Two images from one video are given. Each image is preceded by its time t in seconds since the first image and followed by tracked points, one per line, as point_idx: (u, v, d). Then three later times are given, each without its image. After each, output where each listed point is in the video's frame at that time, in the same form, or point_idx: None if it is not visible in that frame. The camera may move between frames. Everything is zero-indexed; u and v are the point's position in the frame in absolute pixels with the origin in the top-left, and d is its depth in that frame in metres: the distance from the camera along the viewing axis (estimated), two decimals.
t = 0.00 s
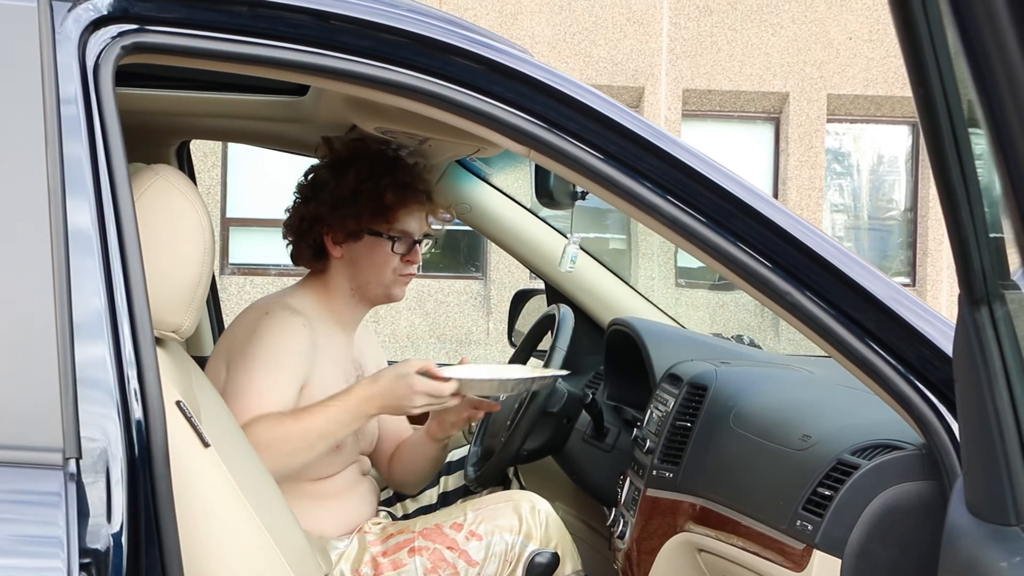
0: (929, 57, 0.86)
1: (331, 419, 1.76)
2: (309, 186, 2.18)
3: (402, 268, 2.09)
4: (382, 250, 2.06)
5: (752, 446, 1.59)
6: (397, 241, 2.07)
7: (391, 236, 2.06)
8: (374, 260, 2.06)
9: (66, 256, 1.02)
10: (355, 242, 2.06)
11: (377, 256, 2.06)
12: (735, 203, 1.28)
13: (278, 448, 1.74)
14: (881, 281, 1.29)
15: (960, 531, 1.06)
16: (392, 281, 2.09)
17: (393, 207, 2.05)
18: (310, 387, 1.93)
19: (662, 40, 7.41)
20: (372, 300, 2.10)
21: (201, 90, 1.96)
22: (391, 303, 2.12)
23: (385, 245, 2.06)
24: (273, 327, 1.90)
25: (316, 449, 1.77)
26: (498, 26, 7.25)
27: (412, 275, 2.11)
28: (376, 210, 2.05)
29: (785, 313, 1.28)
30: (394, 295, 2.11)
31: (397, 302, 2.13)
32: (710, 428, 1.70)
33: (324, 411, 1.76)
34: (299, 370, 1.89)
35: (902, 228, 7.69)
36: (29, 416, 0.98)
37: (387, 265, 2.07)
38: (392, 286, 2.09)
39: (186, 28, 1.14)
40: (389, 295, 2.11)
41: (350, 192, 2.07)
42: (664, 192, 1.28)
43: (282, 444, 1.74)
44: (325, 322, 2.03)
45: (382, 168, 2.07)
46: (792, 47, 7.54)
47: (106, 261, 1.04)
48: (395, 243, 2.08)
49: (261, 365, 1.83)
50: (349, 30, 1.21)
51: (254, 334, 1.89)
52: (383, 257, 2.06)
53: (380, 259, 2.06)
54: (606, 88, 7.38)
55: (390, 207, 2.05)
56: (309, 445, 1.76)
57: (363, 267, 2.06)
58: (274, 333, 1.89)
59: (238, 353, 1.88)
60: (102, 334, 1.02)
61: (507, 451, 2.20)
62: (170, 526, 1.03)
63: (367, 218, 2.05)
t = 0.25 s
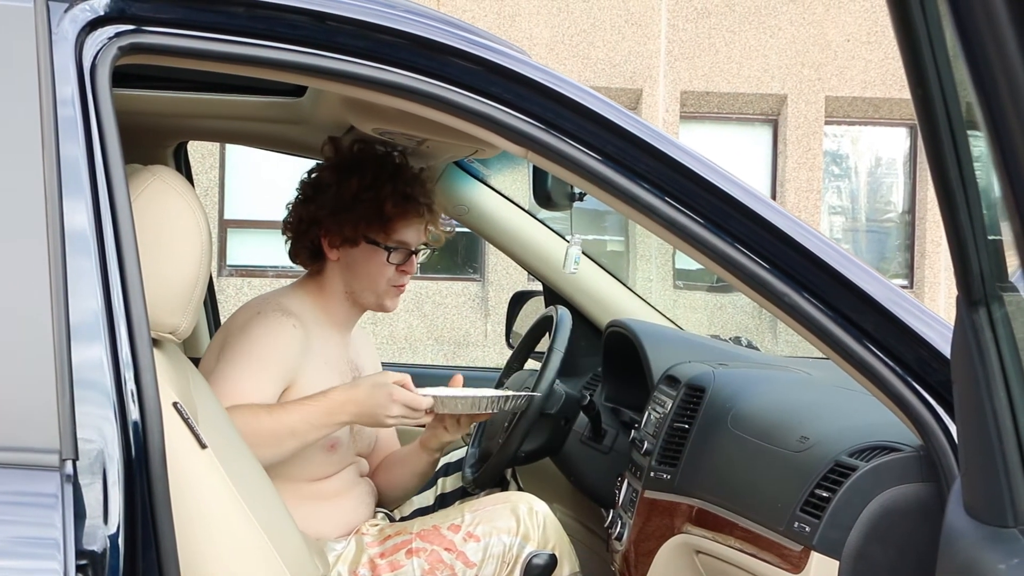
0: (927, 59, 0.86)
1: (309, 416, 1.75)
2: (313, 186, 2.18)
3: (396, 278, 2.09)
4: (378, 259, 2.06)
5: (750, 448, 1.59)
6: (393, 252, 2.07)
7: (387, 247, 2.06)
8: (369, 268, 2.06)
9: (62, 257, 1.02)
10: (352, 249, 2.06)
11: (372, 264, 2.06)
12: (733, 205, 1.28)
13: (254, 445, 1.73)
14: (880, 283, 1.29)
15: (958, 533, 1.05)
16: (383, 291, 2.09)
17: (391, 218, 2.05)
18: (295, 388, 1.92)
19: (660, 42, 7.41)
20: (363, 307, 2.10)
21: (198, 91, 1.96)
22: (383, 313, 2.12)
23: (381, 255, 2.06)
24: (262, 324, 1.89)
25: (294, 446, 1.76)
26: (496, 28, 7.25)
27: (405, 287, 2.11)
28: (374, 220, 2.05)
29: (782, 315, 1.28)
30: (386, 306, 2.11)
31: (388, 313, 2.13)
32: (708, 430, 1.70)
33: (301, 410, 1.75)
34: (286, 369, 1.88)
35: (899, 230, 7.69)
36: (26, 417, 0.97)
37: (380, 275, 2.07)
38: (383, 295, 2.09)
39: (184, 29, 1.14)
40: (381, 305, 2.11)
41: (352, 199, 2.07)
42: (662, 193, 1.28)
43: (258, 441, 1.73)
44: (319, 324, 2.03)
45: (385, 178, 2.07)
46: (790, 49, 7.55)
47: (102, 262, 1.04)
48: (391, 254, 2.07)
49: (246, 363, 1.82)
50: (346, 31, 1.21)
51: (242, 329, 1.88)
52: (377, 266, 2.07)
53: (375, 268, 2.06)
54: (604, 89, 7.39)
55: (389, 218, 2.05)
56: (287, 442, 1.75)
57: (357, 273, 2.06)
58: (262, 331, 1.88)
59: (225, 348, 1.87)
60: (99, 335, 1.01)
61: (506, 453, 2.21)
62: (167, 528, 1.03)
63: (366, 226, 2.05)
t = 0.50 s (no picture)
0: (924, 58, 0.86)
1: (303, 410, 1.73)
2: (325, 185, 2.18)
3: (399, 284, 2.09)
4: (383, 264, 2.06)
5: (748, 448, 1.59)
6: (399, 258, 2.07)
7: (394, 252, 2.06)
8: (374, 272, 2.06)
9: (59, 256, 1.02)
10: (358, 251, 2.06)
11: (378, 268, 2.07)
12: (731, 205, 1.28)
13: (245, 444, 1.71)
14: (879, 284, 1.29)
15: (956, 533, 1.05)
16: (385, 296, 2.09)
17: (400, 225, 2.05)
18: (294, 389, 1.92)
19: (659, 43, 7.42)
20: (363, 310, 2.10)
21: (195, 91, 1.96)
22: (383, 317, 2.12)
23: (386, 260, 2.06)
24: (260, 328, 1.89)
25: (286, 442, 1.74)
26: (494, 28, 7.26)
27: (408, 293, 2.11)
28: (383, 226, 2.05)
29: (780, 315, 1.28)
30: (386, 310, 2.11)
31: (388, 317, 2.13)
32: (706, 431, 1.70)
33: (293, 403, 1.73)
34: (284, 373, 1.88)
35: (897, 231, 7.69)
36: (23, 417, 0.97)
37: (383, 280, 2.07)
38: (385, 300, 2.09)
39: (181, 29, 1.14)
40: (382, 309, 2.11)
41: (364, 202, 2.07)
42: (659, 194, 1.28)
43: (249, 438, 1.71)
44: (319, 325, 2.03)
45: (399, 184, 2.08)
46: (789, 50, 7.55)
47: (99, 262, 1.04)
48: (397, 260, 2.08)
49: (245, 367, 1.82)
50: (344, 32, 1.21)
51: (241, 332, 1.88)
52: (381, 271, 2.07)
53: (380, 272, 2.07)
54: (603, 90, 7.40)
55: (399, 224, 2.05)
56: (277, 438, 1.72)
57: (361, 276, 2.07)
58: (261, 335, 1.88)
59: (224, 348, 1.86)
60: (96, 335, 1.01)
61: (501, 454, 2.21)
62: (164, 528, 1.03)
63: (374, 230, 2.05)
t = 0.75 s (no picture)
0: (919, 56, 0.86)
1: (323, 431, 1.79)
2: (329, 181, 2.17)
3: (401, 285, 2.10)
4: (387, 264, 2.07)
5: (746, 446, 1.59)
6: (403, 259, 2.08)
7: (398, 253, 2.07)
8: (378, 272, 2.07)
9: (56, 256, 1.02)
10: (361, 250, 2.07)
11: (382, 268, 2.07)
12: (729, 204, 1.28)
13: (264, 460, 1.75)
14: (877, 283, 1.29)
15: (953, 530, 1.06)
16: (386, 297, 2.09)
17: (408, 226, 2.06)
18: (297, 390, 1.92)
19: (657, 42, 7.42)
20: (364, 310, 2.10)
21: (193, 91, 1.96)
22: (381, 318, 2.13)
23: (390, 260, 2.07)
24: (260, 327, 1.88)
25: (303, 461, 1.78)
26: (493, 27, 7.26)
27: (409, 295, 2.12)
28: (391, 225, 2.06)
29: (777, 314, 1.28)
30: (386, 312, 2.11)
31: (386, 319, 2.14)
32: (704, 429, 1.70)
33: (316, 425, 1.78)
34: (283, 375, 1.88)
35: (896, 229, 7.69)
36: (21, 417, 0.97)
37: (386, 280, 2.07)
38: (385, 301, 2.09)
39: (178, 29, 1.14)
40: (381, 311, 2.11)
41: (371, 199, 2.07)
42: (657, 193, 1.28)
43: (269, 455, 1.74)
44: (319, 326, 2.03)
45: (409, 186, 2.10)
46: (787, 48, 7.56)
47: (96, 262, 1.04)
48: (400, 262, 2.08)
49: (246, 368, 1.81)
50: (340, 31, 1.21)
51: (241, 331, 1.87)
52: (384, 272, 2.07)
53: (383, 272, 2.07)
54: (601, 89, 7.40)
55: (407, 225, 2.06)
56: (295, 458, 1.76)
57: (364, 275, 2.07)
58: (259, 334, 1.87)
59: (226, 348, 1.86)
60: (93, 336, 1.01)
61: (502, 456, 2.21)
62: (162, 528, 1.03)
63: (381, 229, 2.06)
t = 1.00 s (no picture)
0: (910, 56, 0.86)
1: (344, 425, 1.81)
2: (328, 183, 2.17)
3: (400, 289, 2.09)
4: (386, 268, 2.07)
5: (742, 444, 1.59)
6: (402, 263, 2.07)
7: (398, 257, 2.06)
8: (377, 275, 2.07)
9: (51, 254, 1.02)
10: (360, 253, 2.07)
11: (381, 272, 2.07)
12: (723, 203, 1.28)
13: (284, 455, 1.76)
14: (872, 282, 1.29)
15: (947, 529, 1.06)
16: (383, 300, 2.09)
17: (406, 230, 2.05)
18: (299, 385, 1.93)
19: (655, 41, 7.43)
20: (362, 312, 2.10)
21: (188, 88, 1.95)
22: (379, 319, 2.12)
23: (390, 264, 2.07)
24: (266, 322, 1.89)
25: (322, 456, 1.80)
26: (490, 26, 7.25)
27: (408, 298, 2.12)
28: (390, 229, 2.05)
29: (772, 313, 1.28)
30: (384, 314, 2.11)
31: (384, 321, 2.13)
32: (700, 428, 1.70)
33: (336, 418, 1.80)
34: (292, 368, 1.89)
35: (894, 228, 7.69)
36: (16, 416, 0.97)
37: (385, 284, 2.07)
38: (382, 304, 2.09)
39: (174, 28, 1.14)
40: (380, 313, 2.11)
41: (372, 202, 2.07)
42: (652, 191, 1.28)
43: (290, 450, 1.76)
44: (318, 324, 2.03)
45: (409, 190, 2.09)
46: (784, 48, 7.57)
47: (91, 262, 1.04)
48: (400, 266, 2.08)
49: (255, 362, 1.82)
50: (336, 29, 1.21)
51: (243, 328, 1.88)
52: (382, 275, 2.07)
53: (382, 276, 2.07)
54: (599, 88, 7.40)
55: (407, 230, 2.05)
56: (315, 452, 1.78)
57: (363, 278, 2.07)
58: (265, 329, 1.88)
59: (230, 345, 1.87)
60: (88, 335, 1.01)
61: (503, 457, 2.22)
62: (157, 526, 1.03)
63: (381, 233, 2.05)
